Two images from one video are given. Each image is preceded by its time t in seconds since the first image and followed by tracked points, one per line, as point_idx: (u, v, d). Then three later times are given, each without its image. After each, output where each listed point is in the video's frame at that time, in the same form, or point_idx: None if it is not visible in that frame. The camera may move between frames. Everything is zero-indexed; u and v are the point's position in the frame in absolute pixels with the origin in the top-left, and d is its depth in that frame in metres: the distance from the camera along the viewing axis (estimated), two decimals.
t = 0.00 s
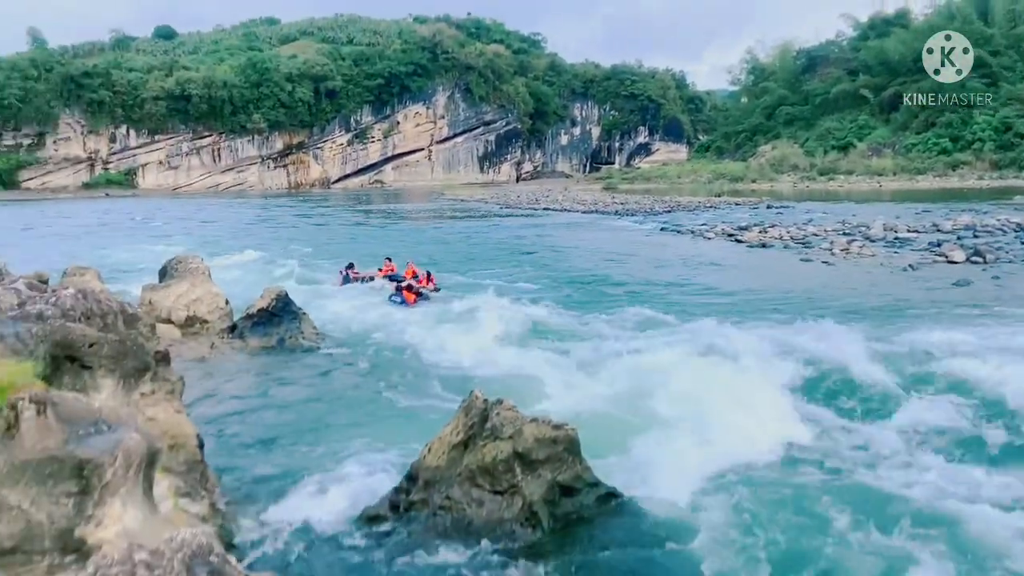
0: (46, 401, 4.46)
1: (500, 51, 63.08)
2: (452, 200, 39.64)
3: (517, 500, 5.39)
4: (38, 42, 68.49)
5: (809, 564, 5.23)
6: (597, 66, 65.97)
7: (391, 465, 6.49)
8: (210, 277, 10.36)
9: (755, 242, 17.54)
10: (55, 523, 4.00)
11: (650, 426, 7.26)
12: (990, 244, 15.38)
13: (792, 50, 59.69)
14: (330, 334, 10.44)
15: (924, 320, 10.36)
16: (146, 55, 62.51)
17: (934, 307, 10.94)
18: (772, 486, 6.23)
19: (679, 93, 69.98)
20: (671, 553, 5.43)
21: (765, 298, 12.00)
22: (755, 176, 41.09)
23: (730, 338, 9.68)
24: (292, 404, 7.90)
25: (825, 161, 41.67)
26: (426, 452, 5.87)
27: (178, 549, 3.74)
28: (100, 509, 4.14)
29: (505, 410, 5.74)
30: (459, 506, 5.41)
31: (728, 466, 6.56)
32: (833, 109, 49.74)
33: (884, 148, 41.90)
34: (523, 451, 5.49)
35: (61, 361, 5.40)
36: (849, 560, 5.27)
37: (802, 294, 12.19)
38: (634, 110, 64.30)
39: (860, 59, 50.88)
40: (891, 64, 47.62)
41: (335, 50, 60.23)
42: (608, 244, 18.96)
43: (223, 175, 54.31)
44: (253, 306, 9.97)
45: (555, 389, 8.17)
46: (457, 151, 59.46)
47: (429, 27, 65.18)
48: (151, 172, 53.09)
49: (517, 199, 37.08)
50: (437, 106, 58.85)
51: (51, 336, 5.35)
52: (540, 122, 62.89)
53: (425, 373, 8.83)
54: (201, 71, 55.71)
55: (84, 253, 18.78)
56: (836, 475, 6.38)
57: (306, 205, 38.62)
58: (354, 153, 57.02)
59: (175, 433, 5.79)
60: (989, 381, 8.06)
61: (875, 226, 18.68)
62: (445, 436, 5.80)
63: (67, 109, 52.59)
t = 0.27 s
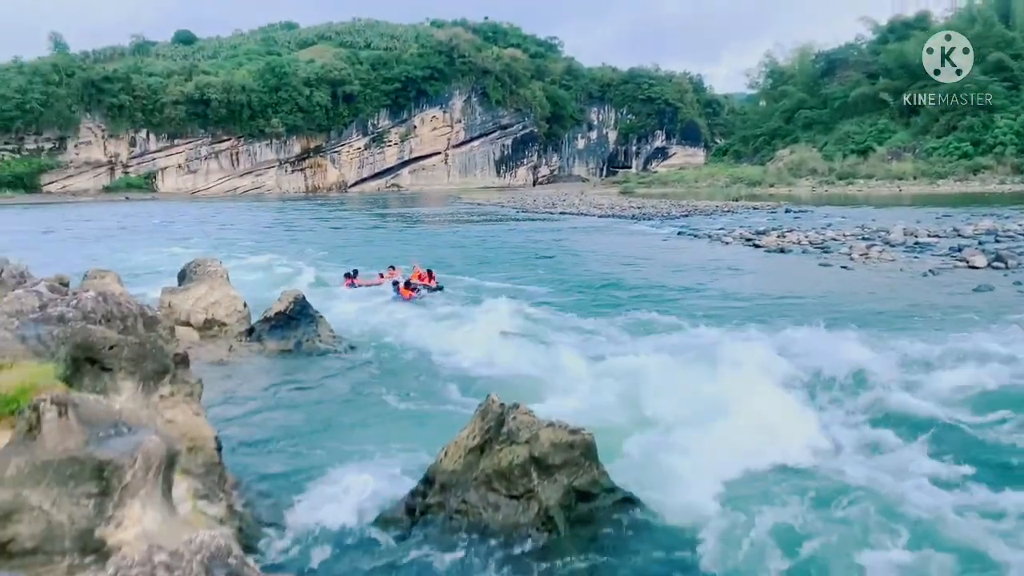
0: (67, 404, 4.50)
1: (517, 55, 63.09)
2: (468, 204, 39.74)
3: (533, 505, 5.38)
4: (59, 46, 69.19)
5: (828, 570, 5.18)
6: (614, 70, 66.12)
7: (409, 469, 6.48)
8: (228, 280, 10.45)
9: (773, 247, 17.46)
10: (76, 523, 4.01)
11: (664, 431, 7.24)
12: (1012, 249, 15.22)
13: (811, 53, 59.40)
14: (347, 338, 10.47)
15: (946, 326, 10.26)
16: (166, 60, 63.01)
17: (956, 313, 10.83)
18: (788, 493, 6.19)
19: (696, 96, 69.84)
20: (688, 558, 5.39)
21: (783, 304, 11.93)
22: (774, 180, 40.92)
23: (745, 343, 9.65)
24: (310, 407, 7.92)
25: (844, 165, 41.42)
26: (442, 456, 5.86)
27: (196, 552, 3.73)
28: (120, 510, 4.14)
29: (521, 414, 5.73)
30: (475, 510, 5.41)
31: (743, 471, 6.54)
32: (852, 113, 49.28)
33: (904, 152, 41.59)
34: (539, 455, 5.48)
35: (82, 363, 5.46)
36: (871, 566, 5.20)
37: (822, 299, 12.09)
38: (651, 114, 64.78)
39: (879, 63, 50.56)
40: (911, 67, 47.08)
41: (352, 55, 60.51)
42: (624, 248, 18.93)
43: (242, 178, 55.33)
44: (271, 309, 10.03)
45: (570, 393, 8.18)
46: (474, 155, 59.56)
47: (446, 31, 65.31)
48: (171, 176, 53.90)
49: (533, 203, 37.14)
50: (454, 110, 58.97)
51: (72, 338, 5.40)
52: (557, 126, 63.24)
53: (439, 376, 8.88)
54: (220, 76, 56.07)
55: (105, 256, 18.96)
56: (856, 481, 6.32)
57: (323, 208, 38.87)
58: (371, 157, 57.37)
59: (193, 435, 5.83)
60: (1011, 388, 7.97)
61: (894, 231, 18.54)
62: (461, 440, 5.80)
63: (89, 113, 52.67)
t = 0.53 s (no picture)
0: (87, 404, 4.58)
1: (533, 59, 63.08)
2: (483, 207, 39.84)
3: (548, 509, 5.38)
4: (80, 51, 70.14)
5: None
6: (631, 74, 66.21)
7: (424, 472, 6.49)
8: (246, 283, 10.58)
9: (790, 252, 17.37)
10: (96, 524, 4.05)
11: (678, 435, 7.22)
12: None
13: (829, 58, 59.06)
14: (363, 340, 10.52)
15: (966, 331, 10.15)
16: (186, 64, 63.65)
17: (976, 319, 10.72)
18: (803, 498, 6.14)
19: (713, 100, 69.62)
20: (704, 562, 5.36)
21: (801, 308, 11.85)
22: (790, 185, 40.69)
23: (759, 348, 9.60)
24: (326, 409, 7.98)
25: (862, 169, 41.14)
26: (457, 459, 5.87)
27: (214, 552, 3.77)
28: (139, 510, 4.17)
29: (536, 417, 5.73)
30: (490, 513, 5.41)
31: (758, 476, 6.50)
32: (871, 117, 48.92)
33: (923, 157, 41.25)
34: (554, 459, 5.48)
35: (102, 365, 5.55)
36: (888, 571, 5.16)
37: (839, 304, 12.03)
38: (666, 117, 64.03)
39: (899, 66, 50.20)
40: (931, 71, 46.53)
41: (369, 59, 60.80)
42: (640, 252, 18.91)
43: (259, 181, 55.98)
44: (288, 312, 10.12)
45: (583, 396, 8.19)
46: (489, 159, 59.70)
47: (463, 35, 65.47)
48: (189, 179, 54.13)
49: (549, 207, 37.17)
50: (469, 113, 59.22)
51: (91, 341, 5.57)
52: (573, 130, 63.62)
53: (453, 378, 8.94)
54: (238, 80, 56.48)
55: (126, 258, 19.19)
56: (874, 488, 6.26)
57: (339, 211, 39.10)
58: (388, 161, 57.97)
59: (210, 436, 5.88)
60: None
61: (913, 235, 18.38)
62: (476, 444, 5.80)
63: (109, 117, 53.53)
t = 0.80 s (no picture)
0: (105, 404, 4.59)
1: (549, 62, 63.57)
2: (498, 211, 39.89)
3: (563, 513, 5.37)
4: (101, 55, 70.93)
5: None
6: (647, 77, 66.35)
7: (440, 475, 6.48)
8: (263, 286, 10.69)
9: (807, 256, 17.27)
10: (113, 524, 4.06)
11: (693, 440, 7.19)
12: None
13: (847, 62, 58.82)
14: (379, 343, 10.55)
15: (985, 337, 10.06)
16: (205, 68, 64.30)
17: (995, 324, 10.61)
18: (820, 504, 6.08)
19: (730, 104, 69.51)
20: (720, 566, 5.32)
21: (817, 313, 11.80)
22: (808, 189, 40.37)
23: (773, 352, 9.55)
24: (342, 411, 8.01)
25: (881, 173, 40.86)
26: (472, 462, 5.85)
27: (230, 553, 3.80)
28: (156, 511, 4.21)
29: (551, 421, 5.71)
30: (505, 517, 5.38)
31: (773, 481, 6.45)
32: (889, 121, 48.63)
33: (942, 161, 40.98)
34: (569, 463, 5.46)
35: (120, 366, 5.62)
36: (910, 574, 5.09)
37: (857, 309, 11.94)
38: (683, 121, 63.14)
39: (917, 70, 49.97)
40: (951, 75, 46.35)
41: (386, 63, 61.06)
42: (655, 256, 18.88)
43: (276, 184, 56.19)
44: (304, 315, 10.20)
45: (597, 400, 8.18)
46: (505, 162, 59.98)
47: (479, 39, 65.59)
48: (207, 182, 54.68)
49: (564, 211, 37.21)
50: (485, 117, 59.35)
51: (110, 342, 5.60)
52: (589, 134, 63.91)
53: (466, 380, 8.97)
54: (257, 84, 56.78)
55: (145, 260, 19.39)
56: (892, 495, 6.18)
57: (354, 214, 39.32)
58: (404, 164, 58.11)
59: (226, 438, 5.91)
60: None
61: (932, 240, 18.24)
62: (491, 447, 5.78)
63: (129, 120, 54.03)
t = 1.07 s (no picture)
0: (124, 405, 4.62)
1: (565, 66, 63.67)
2: (513, 214, 39.86)
3: (578, 518, 5.34)
4: (121, 58, 71.72)
5: None
6: (664, 81, 66.30)
7: (456, 480, 6.46)
8: (279, 289, 10.77)
9: (825, 260, 17.16)
10: (131, 524, 4.07)
11: (707, 445, 7.15)
12: None
13: (866, 65, 58.40)
14: (395, 346, 10.56)
15: (1007, 343, 9.93)
16: (223, 72, 64.83)
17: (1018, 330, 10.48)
18: (837, 510, 6.01)
19: (747, 108, 69.25)
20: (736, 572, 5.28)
21: (836, 318, 11.70)
22: (827, 193, 40.00)
23: (787, 356, 9.51)
24: (358, 414, 8.00)
25: (900, 177, 40.54)
26: (487, 467, 5.84)
27: (247, 556, 3.81)
28: (173, 512, 4.21)
29: (567, 426, 5.69)
30: (520, 521, 5.34)
31: (788, 487, 6.40)
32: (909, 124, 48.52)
33: (962, 165, 40.61)
34: (585, 468, 5.44)
35: (138, 368, 5.67)
36: None
37: (876, 314, 11.81)
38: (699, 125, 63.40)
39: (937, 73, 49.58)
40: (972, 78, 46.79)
41: (402, 67, 61.22)
42: (672, 260, 18.81)
43: (293, 187, 56.43)
44: (320, 317, 10.23)
45: (610, 404, 8.16)
46: (521, 165, 60.15)
47: (495, 42, 65.64)
48: (225, 185, 55.20)
49: (580, 214, 37.20)
50: (501, 120, 59.39)
51: (129, 344, 5.65)
52: (605, 137, 63.99)
53: (480, 383, 8.98)
54: (275, 88, 57.06)
55: (164, 262, 19.55)
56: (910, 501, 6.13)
57: (371, 217, 39.49)
58: (420, 167, 58.14)
59: (243, 440, 5.93)
60: None
61: (952, 245, 18.05)
62: (507, 451, 5.77)
63: (148, 124, 54.47)
